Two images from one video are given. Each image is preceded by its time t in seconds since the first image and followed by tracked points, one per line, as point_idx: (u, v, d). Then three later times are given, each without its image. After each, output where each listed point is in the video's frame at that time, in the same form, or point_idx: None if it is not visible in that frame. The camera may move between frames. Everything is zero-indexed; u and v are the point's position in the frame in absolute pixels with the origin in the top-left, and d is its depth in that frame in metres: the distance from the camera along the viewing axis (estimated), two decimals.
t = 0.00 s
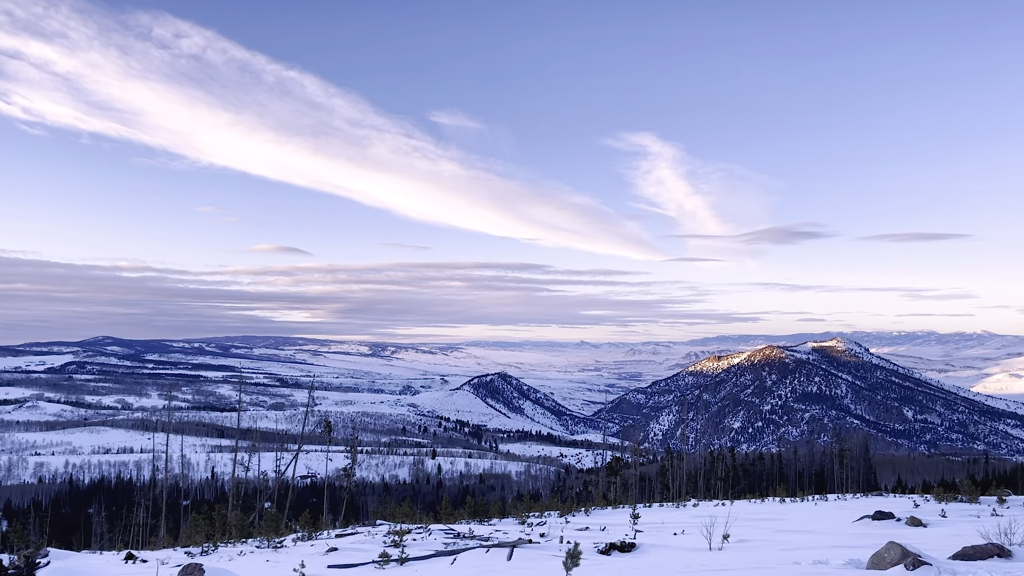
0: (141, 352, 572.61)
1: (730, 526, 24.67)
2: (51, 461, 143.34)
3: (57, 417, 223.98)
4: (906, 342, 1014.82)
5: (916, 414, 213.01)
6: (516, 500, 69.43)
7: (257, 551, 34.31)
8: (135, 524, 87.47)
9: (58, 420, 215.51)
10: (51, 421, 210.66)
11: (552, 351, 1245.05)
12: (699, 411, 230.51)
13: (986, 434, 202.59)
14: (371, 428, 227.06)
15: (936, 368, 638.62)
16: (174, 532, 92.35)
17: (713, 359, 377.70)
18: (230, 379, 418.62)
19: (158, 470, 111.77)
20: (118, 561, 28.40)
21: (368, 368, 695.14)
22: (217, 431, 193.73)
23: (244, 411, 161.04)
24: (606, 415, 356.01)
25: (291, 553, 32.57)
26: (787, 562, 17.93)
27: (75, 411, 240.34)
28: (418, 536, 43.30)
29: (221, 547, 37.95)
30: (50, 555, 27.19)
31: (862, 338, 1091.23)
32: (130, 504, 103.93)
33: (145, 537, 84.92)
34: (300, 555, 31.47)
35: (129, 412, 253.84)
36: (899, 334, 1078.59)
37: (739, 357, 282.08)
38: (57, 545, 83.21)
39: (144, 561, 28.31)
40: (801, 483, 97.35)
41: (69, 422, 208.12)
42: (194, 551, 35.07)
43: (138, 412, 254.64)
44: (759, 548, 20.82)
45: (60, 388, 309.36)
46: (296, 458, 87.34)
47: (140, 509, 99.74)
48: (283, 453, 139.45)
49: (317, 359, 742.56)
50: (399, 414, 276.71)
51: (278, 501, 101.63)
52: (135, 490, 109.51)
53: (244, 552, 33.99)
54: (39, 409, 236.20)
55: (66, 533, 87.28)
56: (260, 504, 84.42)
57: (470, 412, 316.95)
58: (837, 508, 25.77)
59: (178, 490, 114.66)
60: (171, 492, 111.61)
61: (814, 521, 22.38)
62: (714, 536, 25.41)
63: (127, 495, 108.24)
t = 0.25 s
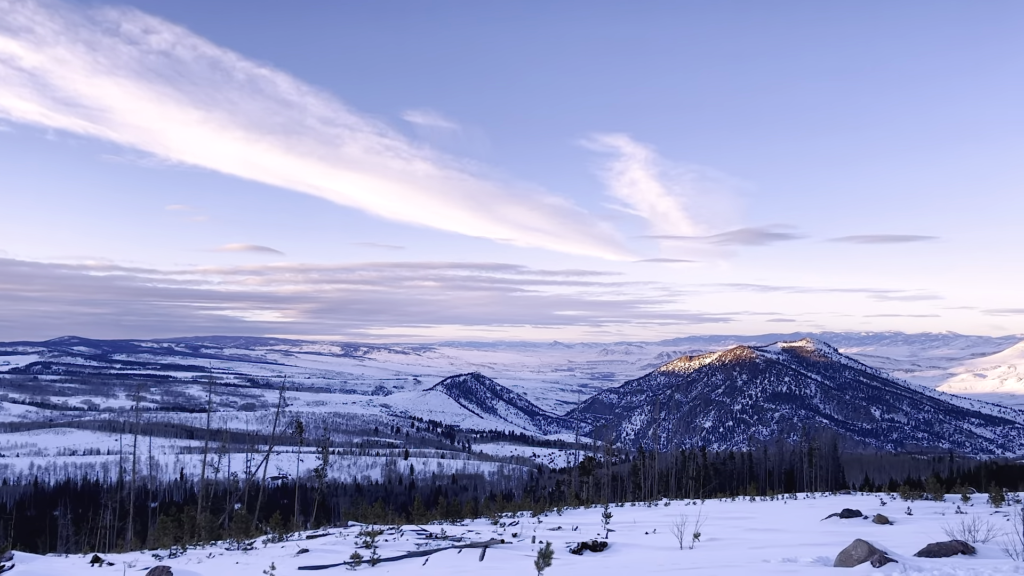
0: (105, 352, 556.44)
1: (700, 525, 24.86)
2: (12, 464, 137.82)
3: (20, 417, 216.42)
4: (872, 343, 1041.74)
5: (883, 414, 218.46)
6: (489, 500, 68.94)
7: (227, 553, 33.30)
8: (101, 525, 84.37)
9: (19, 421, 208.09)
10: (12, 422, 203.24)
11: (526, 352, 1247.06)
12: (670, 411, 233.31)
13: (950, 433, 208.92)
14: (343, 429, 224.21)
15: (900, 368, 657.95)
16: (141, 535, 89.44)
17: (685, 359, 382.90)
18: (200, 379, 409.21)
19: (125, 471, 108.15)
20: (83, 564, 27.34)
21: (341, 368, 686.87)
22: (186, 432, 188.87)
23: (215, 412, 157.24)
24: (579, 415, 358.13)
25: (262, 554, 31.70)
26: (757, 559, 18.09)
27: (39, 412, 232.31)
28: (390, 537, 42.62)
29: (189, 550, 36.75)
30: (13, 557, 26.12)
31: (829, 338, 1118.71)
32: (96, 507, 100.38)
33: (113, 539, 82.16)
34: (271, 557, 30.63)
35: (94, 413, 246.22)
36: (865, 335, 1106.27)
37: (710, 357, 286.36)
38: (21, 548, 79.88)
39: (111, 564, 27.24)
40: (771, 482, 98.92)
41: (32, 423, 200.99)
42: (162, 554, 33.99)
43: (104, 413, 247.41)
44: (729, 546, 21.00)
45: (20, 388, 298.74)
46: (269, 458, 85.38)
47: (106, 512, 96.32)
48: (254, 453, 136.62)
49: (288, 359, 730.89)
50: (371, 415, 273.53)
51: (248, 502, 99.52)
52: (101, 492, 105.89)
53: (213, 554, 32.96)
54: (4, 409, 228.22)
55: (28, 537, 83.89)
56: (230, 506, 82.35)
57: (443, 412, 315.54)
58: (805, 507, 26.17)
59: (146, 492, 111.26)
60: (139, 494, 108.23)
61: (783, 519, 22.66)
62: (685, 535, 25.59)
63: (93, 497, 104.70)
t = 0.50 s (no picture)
0: (72, 352, 540.56)
1: (674, 525, 24.89)
2: None
3: None
4: (844, 343, 1064.74)
5: (855, 413, 223.24)
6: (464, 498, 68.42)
7: (199, 555, 32.36)
8: (70, 528, 81.71)
9: None
10: None
11: (503, 352, 1246.56)
12: (646, 411, 235.46)
13: (920, 433, 214.64)
14: (318, 430, 221.20)
15: (870, 368, 675.89)
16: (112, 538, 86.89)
17: (660, 359, 386.90)
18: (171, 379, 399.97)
19: (94, 472, 104.87)
20: (52, 567, 26.23)
21: (316, 369, 678.64)
22: (158, 433, 184.44)
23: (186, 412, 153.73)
24: (555, 415, 359.64)
25: (235, 556, 30.83)
26: (731, 560, 18.21)
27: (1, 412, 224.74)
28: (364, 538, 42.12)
29: (161, 552, 35.67)
30: None
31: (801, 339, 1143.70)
32: (64, 510, 97.19)
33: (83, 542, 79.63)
34: (245, 558, 29.80)
35: (63, 414, 239.02)
36: (837, 335, 1129.94)
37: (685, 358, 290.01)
38: None
39: (83, 566, 26.27)
40: (744, 481, 100.59)
41: None
42: (134, 556, 32.96)
43: (73, 414, 240.60)
44: (704, 546, 21.11)
45: None
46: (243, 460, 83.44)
47: (75, 514, 93.23)
48: (227, 454, 134.05)
49: (262, 360, 719.26)
50: (346, 416, 270.30)
51: (220, 504, 97.60)
52: (70, 495, 102.62)
53: (186, 556, 32.06)
54: None
55: None
56: (203, 507, 80.38)
57: (419, 412, 313.66)
58: (777, 506, 26.49)
59: (116, 494, 108.15)
60: (109, 496, 105.25)
61: (756, 518, 22.88)
62: (659, 534, 25.78)
63: (62, 500, 101.67)
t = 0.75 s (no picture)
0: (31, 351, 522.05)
1: (644, 525, 24.96)
2: None
3: None
4: (810, 343, 1090.91)
5: (822, 414, 228.10)
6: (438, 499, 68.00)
7: (166, 558, 31.28)
8: (31, 532, 78.58)
9: None
10: None
11: (478, 353, 1244.39)
12: (618, 411, 237.31)
13: (886, 432, 220.72)
14: (289, 431, 217.31)
15: (836, 368, 694.17)
16: (76, 540, 83.95)
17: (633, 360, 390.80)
18: (138, 379, 389.29)
19: (57, 474, 101.12)
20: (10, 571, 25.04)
21: (287, 369, 667.89)
22: (124, 434, 179.02)
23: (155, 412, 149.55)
24: (528, 416, 360.43)
25: (202, 558, 29.84)
26: (699, 558, 18.35)
27: None
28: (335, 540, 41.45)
29: (127, 554, 34.42)
30: None
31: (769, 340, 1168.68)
32: (25, 512, 93.55)
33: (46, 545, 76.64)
34: (213, 560, 28.87)
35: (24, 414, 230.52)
36: (806, 335, 1154.36)
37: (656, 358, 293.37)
38: None
39: (46, 570, 25.29)
40: (715, 480, 102.18)
41: None
42: (97, 559, 31.77)
43: (35, 414, 231.97)
44: (674, 545, 21.23)
45: None
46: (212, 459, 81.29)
47: (36, 517, 89.67)
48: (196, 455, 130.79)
49: (231, 360, 705.03)
50: (317, 416, 266.33)
51: (189, 505, 95.12)
52: (32, 497, 98.68)
53: (150, 559, 30.90)
54: None
55: None
56: (171, 508, 78.22)
57: (391, 413, 310.89)
58: (745, 505, 26.83)
59: (81, 497, 104.53)
60: (74, 498, 101.62)
61: (726, 517, 23.11)
62: (630, 534, 25.85)
63: (23, 502, 98.01)
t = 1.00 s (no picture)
0: None
1: (619, 525, 25.00)
2: None
3: None
4: (782, 343, 1112.84)
5: (795, 414, 232.22)
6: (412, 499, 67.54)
7: (135, 560, 30.32)
8: None
9: None
10: None
11: (454, 353, 1241.56)
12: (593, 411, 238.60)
13: (856, 432, 225.95)
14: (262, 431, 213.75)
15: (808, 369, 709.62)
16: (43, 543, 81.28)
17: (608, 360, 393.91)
18: (107, 379, 379.12)
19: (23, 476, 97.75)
20: None
21: (260, 369, 657.33)
22: (93, 435, 174.04)
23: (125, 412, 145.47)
24: (503, 416, 360.52)
25: (172, 560, 28.97)
26: (672, 558, 18.43)
27: None
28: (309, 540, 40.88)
29: (94, 557, 33.35)
30: None
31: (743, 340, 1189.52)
32: None
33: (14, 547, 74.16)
34: (184, 562, 28.02)
35: None
36: (779, 335, 1174.88)
37: (631, 358, 295.91)
38: None
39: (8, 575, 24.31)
40: (688, 479, 103.52)
41: None
42: (63, 562, 30.70)
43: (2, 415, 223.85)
44: (648, 545, 21.28)
45: None
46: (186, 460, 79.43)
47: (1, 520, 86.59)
48: (166, 455, 127.68)
49: (203, 359, 691.37)
50: (291, 416, 262.13)
51: (159, 507, 92.87)
52: None
53: (120, 560, 29.94)
54: None
55: None
56: (141, 510, 76.09)
57: (366, 413, 307.73)
58: (717, 505, 27.08)
59: (48, 499, 101.25)
60: (41, 500, 98.45)
61: (698, 517, 23.27)
62: (604, 534, 25.90)
63: None
